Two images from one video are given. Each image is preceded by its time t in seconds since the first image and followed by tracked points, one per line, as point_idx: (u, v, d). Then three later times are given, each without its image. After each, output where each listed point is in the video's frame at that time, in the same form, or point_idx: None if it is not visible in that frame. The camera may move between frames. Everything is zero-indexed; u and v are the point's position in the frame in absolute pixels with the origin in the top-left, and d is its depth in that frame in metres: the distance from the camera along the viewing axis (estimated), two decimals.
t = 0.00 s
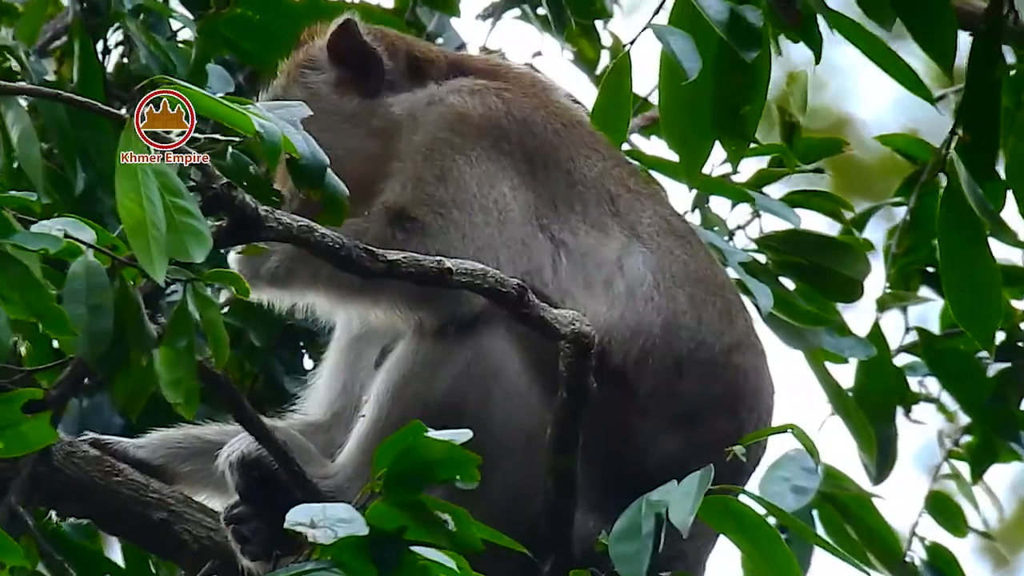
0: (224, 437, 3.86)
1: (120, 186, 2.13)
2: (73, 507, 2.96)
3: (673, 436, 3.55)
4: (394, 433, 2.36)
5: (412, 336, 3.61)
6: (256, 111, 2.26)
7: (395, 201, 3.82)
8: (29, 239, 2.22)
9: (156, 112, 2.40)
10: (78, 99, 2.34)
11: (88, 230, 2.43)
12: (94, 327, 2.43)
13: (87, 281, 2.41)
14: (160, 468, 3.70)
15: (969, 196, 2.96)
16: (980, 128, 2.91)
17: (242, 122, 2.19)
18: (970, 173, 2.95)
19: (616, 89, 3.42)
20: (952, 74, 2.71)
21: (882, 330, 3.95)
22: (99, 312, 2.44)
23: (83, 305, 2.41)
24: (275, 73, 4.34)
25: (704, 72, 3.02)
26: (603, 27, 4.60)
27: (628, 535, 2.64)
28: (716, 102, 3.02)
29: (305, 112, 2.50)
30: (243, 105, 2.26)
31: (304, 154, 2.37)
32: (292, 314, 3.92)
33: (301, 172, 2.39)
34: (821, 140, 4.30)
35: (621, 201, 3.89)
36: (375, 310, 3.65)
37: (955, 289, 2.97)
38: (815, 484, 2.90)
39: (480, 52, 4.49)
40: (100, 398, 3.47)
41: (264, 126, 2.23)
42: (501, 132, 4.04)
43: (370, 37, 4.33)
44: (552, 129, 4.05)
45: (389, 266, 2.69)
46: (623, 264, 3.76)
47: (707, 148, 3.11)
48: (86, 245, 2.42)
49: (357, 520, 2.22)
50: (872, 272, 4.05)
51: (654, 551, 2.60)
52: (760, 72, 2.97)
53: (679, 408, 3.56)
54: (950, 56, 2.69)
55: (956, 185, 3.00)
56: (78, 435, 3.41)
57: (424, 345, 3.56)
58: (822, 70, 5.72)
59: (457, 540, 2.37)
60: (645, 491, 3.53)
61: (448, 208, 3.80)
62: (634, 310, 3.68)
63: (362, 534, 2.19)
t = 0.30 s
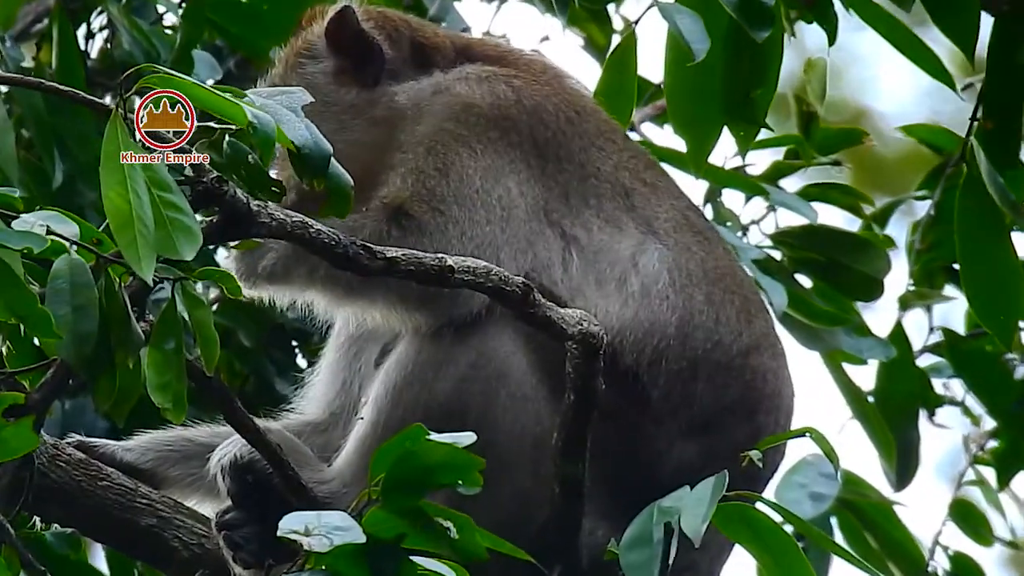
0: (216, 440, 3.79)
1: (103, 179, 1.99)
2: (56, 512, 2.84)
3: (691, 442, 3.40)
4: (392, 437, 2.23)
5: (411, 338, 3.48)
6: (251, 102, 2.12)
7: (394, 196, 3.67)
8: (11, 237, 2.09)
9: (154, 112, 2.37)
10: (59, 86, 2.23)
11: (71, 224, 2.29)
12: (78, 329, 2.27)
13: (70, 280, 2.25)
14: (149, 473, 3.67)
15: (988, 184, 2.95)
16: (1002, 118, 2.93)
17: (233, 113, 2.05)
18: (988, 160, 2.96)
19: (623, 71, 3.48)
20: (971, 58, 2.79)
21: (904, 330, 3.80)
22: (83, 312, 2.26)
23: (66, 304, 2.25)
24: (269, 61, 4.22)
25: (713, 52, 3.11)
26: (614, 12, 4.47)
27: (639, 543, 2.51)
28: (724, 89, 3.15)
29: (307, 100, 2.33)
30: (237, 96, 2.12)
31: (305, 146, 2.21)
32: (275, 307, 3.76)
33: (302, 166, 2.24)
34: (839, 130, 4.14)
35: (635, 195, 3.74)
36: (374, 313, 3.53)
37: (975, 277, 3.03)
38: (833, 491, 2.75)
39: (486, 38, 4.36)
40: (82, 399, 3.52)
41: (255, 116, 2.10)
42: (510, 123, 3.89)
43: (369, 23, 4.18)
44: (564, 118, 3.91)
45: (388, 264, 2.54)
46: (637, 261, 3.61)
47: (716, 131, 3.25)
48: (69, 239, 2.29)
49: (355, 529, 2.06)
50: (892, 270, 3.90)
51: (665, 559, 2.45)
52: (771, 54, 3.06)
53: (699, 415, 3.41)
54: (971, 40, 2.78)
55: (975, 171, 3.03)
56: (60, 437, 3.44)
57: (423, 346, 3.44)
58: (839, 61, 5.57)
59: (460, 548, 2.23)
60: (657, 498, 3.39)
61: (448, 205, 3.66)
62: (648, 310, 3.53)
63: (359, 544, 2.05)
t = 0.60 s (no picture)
0: (222, 438, 3.80)
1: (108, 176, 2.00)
2: (61, 510, 2.84)
3: (697, 440, 3.42)
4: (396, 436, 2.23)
5: (417, 337, 3.48)
6: (254, 100, 2.13)
7: (402, 195, 3.65)
8: (14, 232, 2.13)
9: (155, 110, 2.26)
10: (64, 84, 2.23)
11: (76, 221, 2.33)
12: (83, 326, 2.26)
13: (74, 277, 2.25)
14: (154, 471, 3.66)
15: (988, 190, 2.96)
16: (1001, 121, 2.94)
17: (239, 111, 2.07)
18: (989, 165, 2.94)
19: (623, 76, 3.62)
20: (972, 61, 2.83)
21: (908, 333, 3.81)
22: (88, 310, 2.25)
23: (70, 302, 2.24)
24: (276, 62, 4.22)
25: (712, 58, 3.15)
26: (620, 14, 4.48)
27: (645, 540, 2.50)
28: (725, 95, 3.18)
29: (307, 100, 2.34)
30: (239, 93, 2.14)
31: (303, 146, 2.21)
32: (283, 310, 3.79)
33: (300, 168, 2.23)
34: (844, 135, 4.16)
35: (643, 194, 3.76)
36: (381, 312, 3.53)
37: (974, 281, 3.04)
38: (837, 495, 2.76)
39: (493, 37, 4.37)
40: (86, 404, 3.51)
41: (260, 115, 2.09)
42: (519, 121, 3.87)
43: (377, 21, 4.18)
44: (573, 117, 3.90)
45: (393, 263, 2.55)
46: (644, 260, 3.63)
47: (716, 140, 3.25)
48: (73, 237, 2.31)
49: (356, 529, 2.07)
50: (895, 274, 3.91)
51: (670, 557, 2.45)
52: (770, 61, 3.10)
53: (706, 415, 3.43)
54: (971, 41, 2.82)
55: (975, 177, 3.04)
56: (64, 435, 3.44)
57: (430, 343, 3.43)
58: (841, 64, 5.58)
59: (461, 548, 2.24)
60: (662, 498, 3.40)
61: (454, 204, 3.64)
62: (655, 309, 3.54)
63: (361, 544, 2.06)
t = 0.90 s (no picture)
0: (224, 437, 3.80)
1: (110, 175, 2.00)
2: (62, 509, 2.85)
3: (697, 439, 3.43)
4: (398, 435, 2.23)
5: (420, 335, 3.48)
6: (257, 100, 2.14)
7: (407, 195, 3.65)
8: (16, 231, 2.14)
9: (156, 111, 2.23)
10: (66, 83, 2.22)
11: (78, 220, 2.34)
12: (85, 326, 2.25)
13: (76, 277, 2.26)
14: (156, 470, 3.66)
15: (992, 197, 2.99)
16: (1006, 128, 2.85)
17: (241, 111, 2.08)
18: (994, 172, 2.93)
19: (630, 78, 3.62)
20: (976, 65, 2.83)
21: (908, 334, 3.83)
22: (91, 308, 2.25)
23: (73, 300, 2.23)
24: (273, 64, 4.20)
25: (718, 67, 3.16)
26: (618, 17, 4.50)
27: (646, 539, 2.51)
28: (730, 102, 3.17)
29: (313, 92, 2.34)
30: (243, 92, 2.13)
31: (309, 139, 2.20)
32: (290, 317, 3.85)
33: (308, 159, 2.23)
34: (845, 137, 4.16)
35: (642, 193, 3.76)
36: (381, 313, 3.53)
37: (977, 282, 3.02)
38: (838, 494, 2.76)
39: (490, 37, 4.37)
40: (86, 404, 3.55)
41: (262, 113, 2.09)
42: (517, 120, 3.87)
43: (374, 21, 4.19)
44: (570, 115, 3.90)
45: (395, 261, 2.55)
46: (644, 260, 3.63)
47: (722, 146, 3.26)
48: (74, 236, 2.31)
49: (360, 528, 2.07)
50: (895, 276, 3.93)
51: (672, 556, 2.45)
52: (773, 68, 3.08)
53: (707, 414, 3.44)
54: (974, 44, 2.82)
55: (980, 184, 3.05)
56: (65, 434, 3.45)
57: (435, 340, 3.44)
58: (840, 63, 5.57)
59: (463, 548, 2.24)
60: (663, 497, 3.40)
61: (457, 199, 3.64)
62: (654, 309, 3.54)
63: (363, 543, 2.06)
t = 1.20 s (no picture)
0: (212, 443, 3.79)
1: (101, 180, 1.99)
2: (51, 513, 2.84)
3: (686, 443, 3.43)
4: (388, 441, 2.23)
5: (407, 339, 3.47)
6: (247, 102, 2.13)
7: (393, 202, 3.64)
8: (9, 234, 2.13)
9: (157, 114, 2.33)
10: (58, 87, 2.22)
11: (69, 226, 2.31)
12: (76, 330, 2.24)
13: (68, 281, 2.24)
14: (143, 476, 3.66)
15: (992, 201, 3.00)
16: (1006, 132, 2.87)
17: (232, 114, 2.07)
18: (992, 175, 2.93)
19: (627, 88, 3.60)
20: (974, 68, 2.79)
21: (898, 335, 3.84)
22: (81, 312, 2.24)
23: (64, 304, 2.24)
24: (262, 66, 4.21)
25: (719, 74, 3.16)
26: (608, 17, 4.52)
27: (635, 544, 2.50)
28: (731, 103, 3.18)
29: (299, 98, 2.34)
30: (232, 97, 2.13)
31: (296, 145, 2.20)
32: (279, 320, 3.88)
33: (294, 164, 2.22)
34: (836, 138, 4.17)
35: (628, 197, 3.76)
36: (365, 318, 3.54)
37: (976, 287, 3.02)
38: (826, 496, 2.76)
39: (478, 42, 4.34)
40: (76, 406, 3.56)
41: (252, 117, 2.09)
42: (503, 124, 3.86)
43: (357, 25, 4.15)
44: (555, 118, 3.91)
45: (385, 265, 2.55)
46: (630, 264, 3.62)
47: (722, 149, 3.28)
48: (65, 240, 2.30)
49: (352, 531, 2.07)
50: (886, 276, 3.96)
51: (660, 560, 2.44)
52: (773, 71, 3.09)
53: (695, 418, 3.44)
54: (973, 49, 2.78)
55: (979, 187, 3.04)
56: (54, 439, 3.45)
57: (422, 344, 3.44)
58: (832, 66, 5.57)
59: (455, 551, 2.26)
60: (652, 501, 3.40)
61: (443, 204, 3.64)
62: (642, 313, 3.54)
63: (356, 547, 2.06)
